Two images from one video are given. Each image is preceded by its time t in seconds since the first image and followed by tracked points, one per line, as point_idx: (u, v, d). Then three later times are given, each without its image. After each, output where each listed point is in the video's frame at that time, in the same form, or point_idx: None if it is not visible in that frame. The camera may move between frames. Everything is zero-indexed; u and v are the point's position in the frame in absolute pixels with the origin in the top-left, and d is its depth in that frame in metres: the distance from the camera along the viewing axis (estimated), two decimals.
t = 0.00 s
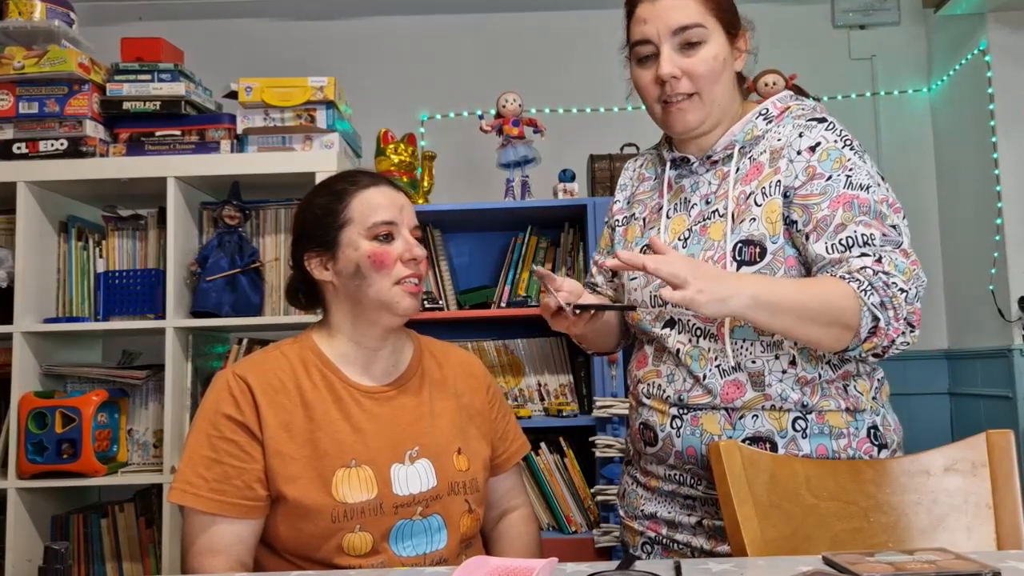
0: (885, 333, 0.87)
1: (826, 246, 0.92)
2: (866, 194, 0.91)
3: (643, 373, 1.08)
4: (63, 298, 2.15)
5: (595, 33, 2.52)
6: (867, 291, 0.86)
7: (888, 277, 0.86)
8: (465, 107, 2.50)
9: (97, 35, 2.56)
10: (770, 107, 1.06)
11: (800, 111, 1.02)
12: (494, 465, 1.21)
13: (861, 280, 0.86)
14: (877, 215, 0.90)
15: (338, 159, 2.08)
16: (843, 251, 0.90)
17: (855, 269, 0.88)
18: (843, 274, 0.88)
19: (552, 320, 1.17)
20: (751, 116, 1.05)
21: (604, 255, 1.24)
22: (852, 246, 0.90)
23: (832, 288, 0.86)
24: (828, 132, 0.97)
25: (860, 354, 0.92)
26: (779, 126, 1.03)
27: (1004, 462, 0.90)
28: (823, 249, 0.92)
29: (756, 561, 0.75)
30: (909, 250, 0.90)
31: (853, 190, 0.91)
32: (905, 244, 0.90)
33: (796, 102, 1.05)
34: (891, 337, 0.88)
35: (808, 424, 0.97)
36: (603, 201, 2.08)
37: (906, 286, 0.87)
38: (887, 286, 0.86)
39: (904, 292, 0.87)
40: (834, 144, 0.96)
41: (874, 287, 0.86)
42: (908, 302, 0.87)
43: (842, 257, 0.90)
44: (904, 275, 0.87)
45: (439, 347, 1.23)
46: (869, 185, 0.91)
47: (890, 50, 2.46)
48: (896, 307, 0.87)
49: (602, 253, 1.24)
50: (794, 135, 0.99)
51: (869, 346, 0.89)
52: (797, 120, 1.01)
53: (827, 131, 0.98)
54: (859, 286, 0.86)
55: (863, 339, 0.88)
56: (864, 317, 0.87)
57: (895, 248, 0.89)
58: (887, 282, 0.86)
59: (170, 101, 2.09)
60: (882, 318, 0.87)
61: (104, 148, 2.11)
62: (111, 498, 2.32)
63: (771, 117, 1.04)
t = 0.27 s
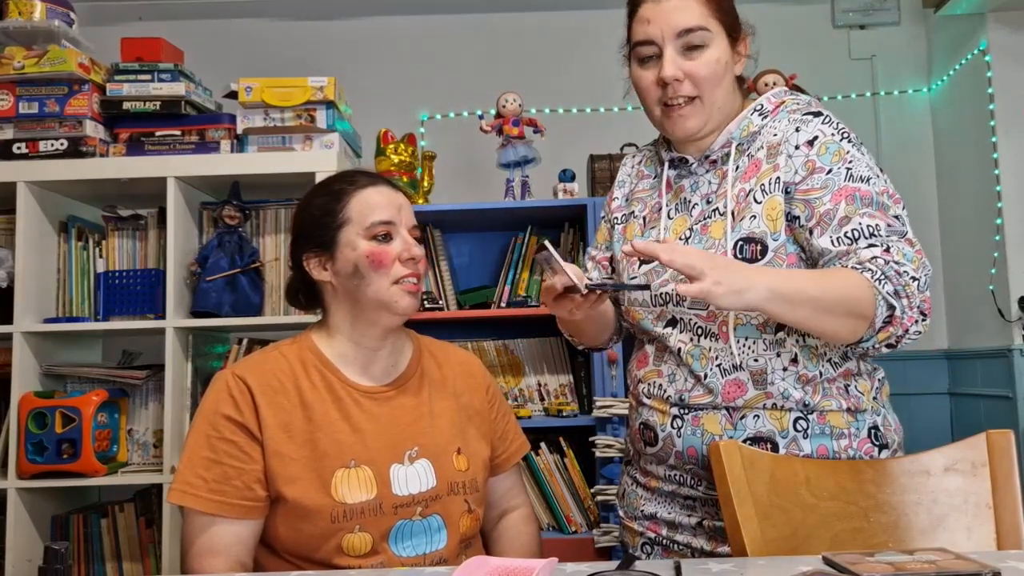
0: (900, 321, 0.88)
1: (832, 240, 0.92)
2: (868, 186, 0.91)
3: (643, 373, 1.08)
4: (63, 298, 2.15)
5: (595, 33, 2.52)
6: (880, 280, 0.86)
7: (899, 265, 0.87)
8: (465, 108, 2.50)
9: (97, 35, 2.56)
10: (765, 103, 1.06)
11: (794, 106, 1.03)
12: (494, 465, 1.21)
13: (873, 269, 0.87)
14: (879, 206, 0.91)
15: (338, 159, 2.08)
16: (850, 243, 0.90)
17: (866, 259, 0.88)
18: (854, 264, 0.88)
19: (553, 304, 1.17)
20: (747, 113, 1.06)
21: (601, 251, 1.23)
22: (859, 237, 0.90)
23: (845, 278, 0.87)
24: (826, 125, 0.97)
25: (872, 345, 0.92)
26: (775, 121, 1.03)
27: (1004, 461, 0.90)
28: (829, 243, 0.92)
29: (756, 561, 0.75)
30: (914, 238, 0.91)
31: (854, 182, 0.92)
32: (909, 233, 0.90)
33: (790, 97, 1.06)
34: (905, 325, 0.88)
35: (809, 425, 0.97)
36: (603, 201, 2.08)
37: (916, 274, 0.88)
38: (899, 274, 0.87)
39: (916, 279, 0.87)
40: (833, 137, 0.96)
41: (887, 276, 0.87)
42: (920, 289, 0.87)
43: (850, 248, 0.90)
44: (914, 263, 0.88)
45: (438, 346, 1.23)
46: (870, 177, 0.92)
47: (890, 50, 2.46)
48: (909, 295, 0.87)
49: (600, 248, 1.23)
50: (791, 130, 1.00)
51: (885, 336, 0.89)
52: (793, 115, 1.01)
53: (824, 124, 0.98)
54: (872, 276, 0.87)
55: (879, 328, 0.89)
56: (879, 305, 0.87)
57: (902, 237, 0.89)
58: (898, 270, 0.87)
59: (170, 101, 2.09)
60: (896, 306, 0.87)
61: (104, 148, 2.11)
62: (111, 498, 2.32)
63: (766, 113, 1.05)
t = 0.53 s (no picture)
0: (898, 322, 0.88)
1: (832, 240, 0.92)
2: (868, 186, 0.91)
3: (643, 373, 1.08)
4: (63, 298, 2.15)
5: (595, 33, 2.52)
6: (879, 280, 0.86)
7: (898, 266, 0.87)
8: (465, 107, 2.50)
9: (97, 36, 2.56)
10: (764, 104, 1.06)
11: (794, 106, 1.03)
12: (494, 464, 1.21)
13: (871, 269, 0.87)
14: (879, 207, 0.91)
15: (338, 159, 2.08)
16: (849, 243, 0.90)
17: (865, 259, 0.88)
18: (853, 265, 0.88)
19: (556, 301, 1.15)
20: (746, 113, 1.06)
21: (601, 250, 1.23)
22: (858, 238, 0.90)
23: (844, 279, 0.87)
24: (825, 126, 0.97)
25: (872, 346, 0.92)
26: (774, 122, 1.03)
27: (1004, 462, 0.90)
28: (828, 244, 0.92)
29: (756, 561, 0.75)
30: (914, 239, 0.90)
31: (854, 183, 0.92)
32: (909, 233, 0.90)
33: (790, 98, 1.06)
34: (904, 326, 0.88)
35: (810, 425, 0.97)
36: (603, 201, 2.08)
37: (916, 274, 0.87)
38: (897, 275, 0.87)
39: (916, 280, 0.87)
40: (832, 138, 0.96)
41: (886, 276, 0.86)
42: (919, 289, 0.87)
43: (848, 249, 0.90)
44: (913, 263, 0.88)
45: (437, 346, 1.23)
46: (870, 177, 0.92)
47: (890, 50, 2.46)
48: (909, 295, 0.87)
49: (599, 247, 1.23)
50: (790, 131, 1.00)
51: (884, 337, 0.89)
52: (793, 116, 1.02)
53: (824, 125, 0.98)
54: (870, 276, 0.87)
55: (878, 329, 0.89)
56: (877, 306, 0.87)
57: (901, 238, 0.89)
58: (897, 270, 0.86)
59: (170, 101, 2.09)
60: (895, 307, 0.87)
61: (104, 148, 2.11)
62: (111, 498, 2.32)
63: (766, 114, 1.05)
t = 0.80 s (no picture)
0: (892, 324, 0.88)
1: (826, 242, 0.92)
2: (864, 187, 0.91)
3: (643, 374, 1.08)
4: (63, 298, 2.15)
5: (595, 33, 2.52)
6: (870, 283, 0.86)
7: (890, 268, 0.87)
8: (465, 107, 2.50)
9: (97, 35, 2.56)
10: (761, 104, 1.06)
11: (792, 107, 1.03)
12: (494, 464, 1.21)
13: (864, 272, 0.87)
14: (875, 208, 0.90)
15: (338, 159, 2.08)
16: (843, 246, 0.90)
17: (857, 261, 0.88)
18: (846, 267, 0.89)
19: (554, 304, 1.15)
20: (744, 114, 1.05)
21: (600, 251, 1.23)
22: (852, 240, 0.90)
23: (835, 281, 0.87)
24: (823, 126, 0.97)
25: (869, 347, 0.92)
26: (772, 122, 1.03)
27: (1005, 462, 0.90)
28: (823, 246, 0.92)
29: (756, 561, 0.75)
30: (910, 240, 0.90)
31: (850, 184, 0.92)
32: (906, 235, 0.90)
33: (787, 98, 1.06)
34: (898, 328, 0.88)
35: (809, 426, 0.97)
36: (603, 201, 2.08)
37: (910, 276, 0.87)
38: (891, 277, 0.86)
39: (909, 282, 0.87)
40: (829, 139, 0.96)
41: (878, 278, 0.86)
42: (913, 292, 0.87)
43: (842, 251, 0.90)
44: (907, 265, 0.87)
45: (436, 346, 1.23)
46: (866, 179, 0.91)
47: (890, 50, 2.46)
48: (902, 297, 0.87)
49: (597, 248, 1.23)
50: (788, 131, 0.99)
51: (878, 339, 0.89)
52: (790, 117, 1.01)
53: (821, 126, 0.98)
54: (863, 279, 0.87)
55: (871, 331, 0.88)
56: (870, 308, 0.87)
57: (896, 240, 0.89)
58: (891, 273, 0.86)
59: (170, 101, 2.09)
60: (888, 309, 0.87)
61: (104, 148, 2.11)
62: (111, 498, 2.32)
63: (764, 115, 1.05)
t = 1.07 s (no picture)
0: (893, 321, 0.88)
1: (826, 241, 0.92)
2: (863, 186, 0.91)
3: (642, 374, 1.08)
4: (63, 298, 2.15)
5: (595, 33, 2.52)
6: (871, 280, 0.86)
7: (891, 265, 0.86)
8: (465, 107, 2.50)
9: (97, 35, 2.56)
10: (760, 104, 1.06)
11: (791, 107, 1.03)
12: (493, 464, 1.21)
13: (864, 270, 0.87)
14: (874, 206, 0.90)
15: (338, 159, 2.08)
16: (843, 244, 0.90)
17: (858, 259, 0.88)
18: (846, 266, 0.89)
19: (553, 305, 1.15)
20: (743, 114, 1.05)
21: (600, 252, 1.23)
22: (852, 238, 0.90)
23: (836, 279, 0.87)
24: (821, 126, 0.97)
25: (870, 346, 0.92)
26: (770, 122, 1.03)
27: (1004, 462, 0.90)
28: (823, 245, 0.92)
29: (756, 561, 0.75)
30: (911, 237, 0.90)
31: (849, 183, 0.92)
32: (907, 232, 0.90)
33: (785, 98, 1.06)
34: (899, 325, 0.88)
35: (810, 426, 0.97)
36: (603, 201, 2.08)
37: (910, 274, 0.87)
38: (891, 274, 0.86)
39: (910, 279, 0.87)
40: (827, 138, 0.96)
41: (879, 276, 0.86)
42: (914, 289, 0.87)
43: (843, 250, 0.90)
44: (908, 262, 0.87)
45: (435, 346, 1.23)
46: (865, 177, 0.91)
47: (890, 50, 2.46)
48: (903, 294, 0.87)
49: (597, 249, 1.24)
50: (786, 131, 0.99)
51: (880, 336, 0.89)
52: (788, 116, 1.01)
53: (819, 125, 0.97)
54: (863, 276, 0.87)
55: (872, 329, 0.88)
56: (871, 306, 0.87)
57: (897, 237, 0.89)
58: (891, 270, 0.86)
59: (170, 101, 2.09)
60: (889, 307, 0.87)
61: (104, 148, 2.10)
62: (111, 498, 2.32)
63: (762, 115, 1.05)
